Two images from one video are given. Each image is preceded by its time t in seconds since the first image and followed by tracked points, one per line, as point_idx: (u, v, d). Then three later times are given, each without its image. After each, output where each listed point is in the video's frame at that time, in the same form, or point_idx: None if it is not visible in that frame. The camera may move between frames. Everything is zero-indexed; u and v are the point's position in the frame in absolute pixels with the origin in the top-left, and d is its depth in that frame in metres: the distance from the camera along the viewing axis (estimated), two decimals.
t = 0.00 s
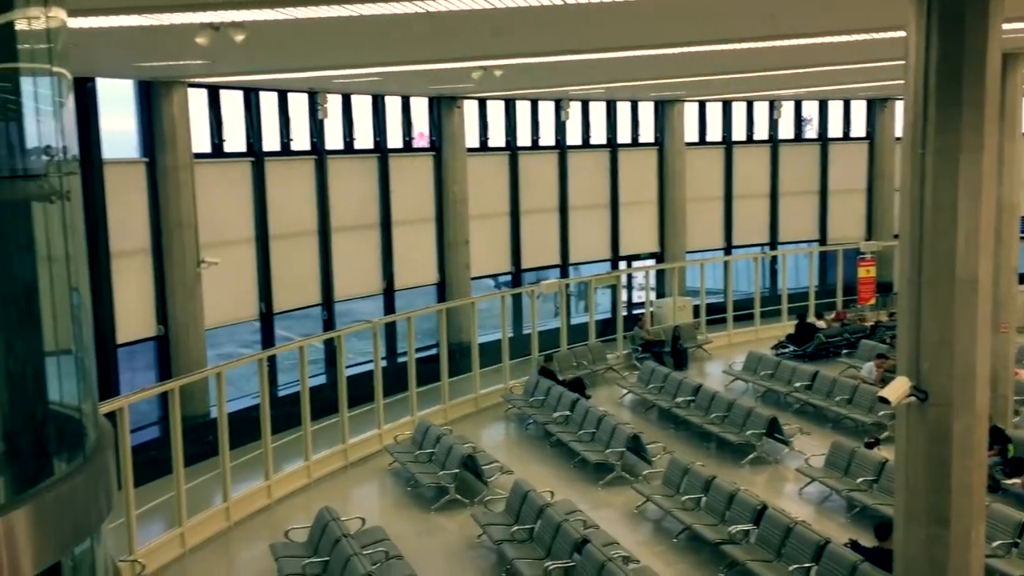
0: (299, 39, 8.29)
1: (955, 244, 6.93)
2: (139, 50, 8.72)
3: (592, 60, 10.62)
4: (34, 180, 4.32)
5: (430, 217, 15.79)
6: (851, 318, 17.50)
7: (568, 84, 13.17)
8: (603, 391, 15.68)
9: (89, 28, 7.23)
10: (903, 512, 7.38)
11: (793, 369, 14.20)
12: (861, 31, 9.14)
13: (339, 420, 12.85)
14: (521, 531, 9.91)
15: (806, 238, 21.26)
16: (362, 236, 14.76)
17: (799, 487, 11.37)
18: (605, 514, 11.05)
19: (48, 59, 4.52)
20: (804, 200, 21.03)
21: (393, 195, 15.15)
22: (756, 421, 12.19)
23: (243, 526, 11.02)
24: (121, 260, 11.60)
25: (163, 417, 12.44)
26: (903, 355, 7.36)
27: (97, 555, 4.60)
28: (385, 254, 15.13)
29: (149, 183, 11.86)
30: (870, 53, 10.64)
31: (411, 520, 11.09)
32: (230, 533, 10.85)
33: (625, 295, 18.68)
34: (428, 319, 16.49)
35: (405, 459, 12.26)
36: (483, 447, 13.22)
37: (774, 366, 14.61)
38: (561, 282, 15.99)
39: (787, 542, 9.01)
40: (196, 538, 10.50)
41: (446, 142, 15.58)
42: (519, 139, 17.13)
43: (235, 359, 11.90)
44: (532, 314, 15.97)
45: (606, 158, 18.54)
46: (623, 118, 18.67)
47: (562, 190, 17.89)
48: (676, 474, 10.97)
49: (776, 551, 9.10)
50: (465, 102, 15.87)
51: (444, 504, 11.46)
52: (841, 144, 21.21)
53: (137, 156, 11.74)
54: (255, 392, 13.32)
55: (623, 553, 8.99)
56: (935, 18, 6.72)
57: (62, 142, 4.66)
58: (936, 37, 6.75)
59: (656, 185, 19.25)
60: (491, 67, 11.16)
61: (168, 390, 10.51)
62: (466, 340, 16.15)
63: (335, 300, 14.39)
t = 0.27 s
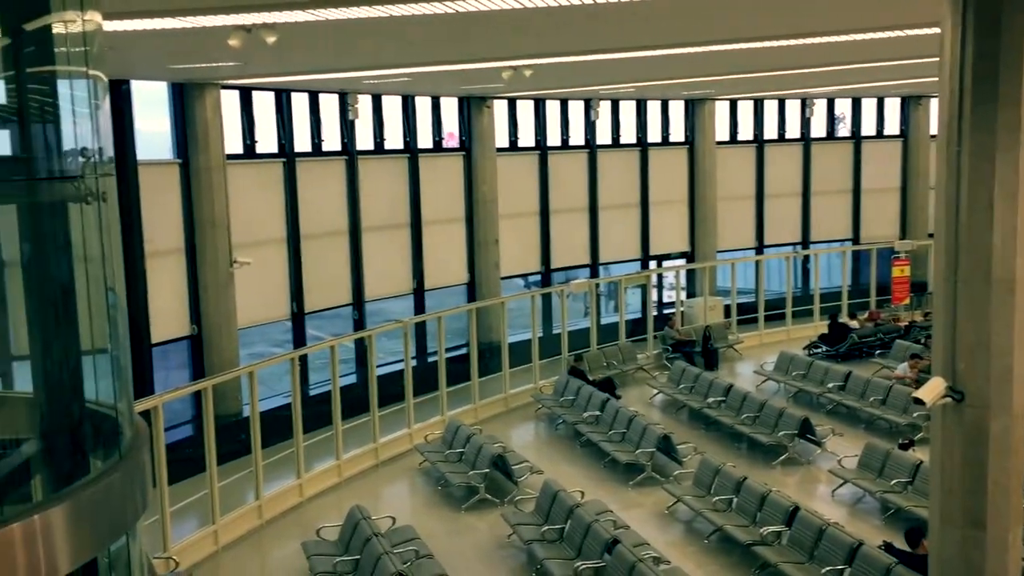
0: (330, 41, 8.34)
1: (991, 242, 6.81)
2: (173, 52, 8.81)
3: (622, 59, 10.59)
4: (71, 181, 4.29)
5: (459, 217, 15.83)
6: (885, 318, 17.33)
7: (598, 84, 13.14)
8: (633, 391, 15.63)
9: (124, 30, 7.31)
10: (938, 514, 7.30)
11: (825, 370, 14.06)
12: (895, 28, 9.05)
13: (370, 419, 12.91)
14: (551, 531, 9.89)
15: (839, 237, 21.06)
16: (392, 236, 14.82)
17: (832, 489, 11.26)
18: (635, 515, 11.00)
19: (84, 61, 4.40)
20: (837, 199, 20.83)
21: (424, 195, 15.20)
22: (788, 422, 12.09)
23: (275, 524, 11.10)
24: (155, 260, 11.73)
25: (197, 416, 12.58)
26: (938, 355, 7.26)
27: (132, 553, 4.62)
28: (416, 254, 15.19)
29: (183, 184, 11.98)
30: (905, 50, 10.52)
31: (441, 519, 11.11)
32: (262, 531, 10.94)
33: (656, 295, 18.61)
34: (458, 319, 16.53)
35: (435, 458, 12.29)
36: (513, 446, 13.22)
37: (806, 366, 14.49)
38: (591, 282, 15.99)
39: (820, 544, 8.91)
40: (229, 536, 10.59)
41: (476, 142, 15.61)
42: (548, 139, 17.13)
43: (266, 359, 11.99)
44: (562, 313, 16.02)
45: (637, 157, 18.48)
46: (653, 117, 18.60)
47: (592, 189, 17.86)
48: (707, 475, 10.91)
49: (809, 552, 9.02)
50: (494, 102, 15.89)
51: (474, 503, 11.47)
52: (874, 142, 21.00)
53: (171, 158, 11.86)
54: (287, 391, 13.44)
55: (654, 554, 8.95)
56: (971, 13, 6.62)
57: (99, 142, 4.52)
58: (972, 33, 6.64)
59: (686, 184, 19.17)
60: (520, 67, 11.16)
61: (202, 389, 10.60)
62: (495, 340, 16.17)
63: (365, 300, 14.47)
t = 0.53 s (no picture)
0: (362, 44, 8.41)
1: None
2: (207, 56, 8.92)
3: (654, 59, 10.55)
4: (108, 184, 4.27)
5: (491, 219, 15.87)
6: (922, 319, 17.10)
7: (629, 84, 13.10)
8: (665, 392, 15.56)
9: (160, 35, 7.41)
10: (975, 518, 7.18)
11: (860, 371, 13.90)
12: (930, 26, 8.93)
13: (402, 420, 12.97)
14: (583, 533, 9.87)
15: (874, 237, 20.82)
16: (423, 238, 14.89)
17: (867, 492, 11.12)
18: (667, 517, 10.95)
19: (121, 66, 4.47)
20: (872, 198, 20.59)
21: (455, 197, 15.26)
22: (822, 424, 11.96)
23: (309, 524, 11.19)
24: (189, 261, 11.88)
25: (231, 416, 12.72)
26: (976, 356, 7.11)
27: (169, 552, 4.68)
28: (447, 255, 15.25)
29: (217, 186, 12.12)
30: (941, 47, 10.38)
31: (473, 520, 11.13)
32: (296, 531, 11.03)
33: (688, 296, 18.52)
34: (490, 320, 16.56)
35: (467, 459, 12.32)
36: (545, 448, 13.22)
37: (841, 368, 14.33)
38: (622, 283, 15.96)
39: (855, 548, 8.81)
40: (263, 536, 10.69)
41: (507, 144, 15.63)
42: (580, 140, 17.11)
43: (300, 360, 12.09)
44: (594, 315, 16.04)
45: (668, 157, 18.41)
46: (685, 117, 18.52)
47: (623, 190, 17.81)
48: (739, 477, 10.84)
49: (844, 556, 8.92)
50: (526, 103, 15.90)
51: (505, 505, 11.47)
52: (909, 142, 20.76)
53: (206, 160, 12.01)
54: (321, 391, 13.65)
55: (686, 557, 8.89)
56: (1008, 8, 6.51)
57: (136, 148, 4.63)
58: (1009, 28, 6.54)
59: (719, 184, 19.05)
60: (552, 68, 11.16)
61: (236, 390, 10.70)
62: (527, 342, 16.20)
63: (397, 301, 14.55)
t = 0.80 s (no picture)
0: (398, 47, 8.47)
1: None
2: (245, 61, 9.02)
3: (690, 59, 10.50)
4: (151, 188, 4.08)
5: (526, 220, 15.89)
6: (964, 320, 16.83)
7: (665, 85, 13.05)
8: (701, 394, 15.47)
9: (200, 40, 7.51)
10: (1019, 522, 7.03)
11: (901, 373, 13.71)
12: (972, 23, 8.79)
13: (438, 421, 13.02)
14: (619, 535, 9.84)
15: (915, 237, 20.52)
16: (459, 239, 14.96)
17: (908, 496, 10.96)
18: (705, 519, 10.87)
19: (161, 70, 4.50)
20: (913, 198, 20.31)
21: (490, 198, 15.30)
22: (862, 427, 11.80)
23: (347, 524, 11.26)
24: (228, 264, 12.04)
25: (270, 416, 12.86)
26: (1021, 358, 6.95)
27: (208, 551, 4.71)
28: (483, 257, 15.29)
29: (256, 188, 12.26)
30: (984, 45, 10.21)
31: (509, 521, 11.15)
32: (334, 531, 11.09)
33: (725, 296, 18.40)
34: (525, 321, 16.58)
35: (503, 460, 12.33)
36: (581, 449, 13.20)
37: (881, 370, 14.15)
38: (659, 285, 15.89)
39: (896, 552, 8.68)
40: (301, 535, 10.76)
41: (543, 145, 15.64)
42: (615, 141, 17.08)
43: (337, 361, 12.18)
44: (630, 316, 15.92)
45: (705, 158, 18.30)
46: (722, 117, 18.40)
47: (659, 191, 17.74)
48: (778, 480, 10.74)
49: (884, 561, 8.80)
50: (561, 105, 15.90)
51: (542, 506, 11.46)
52: (951, 140, 20.44)
53: (245, 163, 12.15)
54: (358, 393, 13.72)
55: (724, 560, 8.82)
56: None
57: (176, 151, 4.55)
58: None
59: (756, 185, 18.89)
60: (587, 69, 11.15)
61: (274, 391, 10.81)
62: (562, 343, 16.20)
63: (433, 303, 14.62)
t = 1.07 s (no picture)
0: (437, 48, 8.51)
1: None
2: (287, 64, 9.12)
3: (731, 57, 10.41)
4: (195, 191, 4.15)
5: (566, 220, 15.88)
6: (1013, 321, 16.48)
7: (706, 83, 12.94)
8: (743, 395, 15.32)
9: (243, 44, 7.61)
10: None
11: (948, 374, 13.46)
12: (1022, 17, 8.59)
13: (478, 421, 13.04)
14: (660, 536, 9.78)
15: (962, 236, 20.15)
16: (499, 239, 14.98)
17: (956, 499, 10.75)
18: (747, 521, 10.76)
19: (206, 75, 4.55)
20: (960, 196, 19.94)
21: (530, 198, 15.30)
22: (908, 429, 11.61)
23: (388, 523, 11.31)
24: (271, 264, 12.17)
25: (311, 416, 12.97)
26: None
27: (251, 550, 4.73)
28: (522, 257, 15.31)
29: (298, 190, 12.38)
30: None
31: (549, 521, 11.14)
32: (376, 529, 11.14)
33: (767, 296, 18.23)
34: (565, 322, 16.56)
35: (543, 460, 12.32)
36: (621, 450, 13.15)
37: (928, 371, 13.91)
38: (700, 285, 15.77)
39: (943, 556, 8.52)
40: (344, 533, 10.83)
41: (582, 145, 15.61)
42: (655, 140, 16.99)
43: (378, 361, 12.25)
44: (671, 316, 15.80)
45: (746, 156, 18.13)
46: (763, 115, 18.22)
47: (700, 190, 17.61)
48: (822, 482, 10.60)
49: (931, 564, 8.64)
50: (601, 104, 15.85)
51: (582, 506, 11.43)
52: (1000, 137, 20.04)
53: (287, 165, 12.28)
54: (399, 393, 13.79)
55: (767, 562, 8.72)
56: None
57: (219, 154, 4.58)
58: None
59: (799, 183, 18.68)
60: (626, 68, 11.10)
61: (316, 390, 10.90)
62: (602, 343, 16.16)
63: (473, 303, 14.66)
